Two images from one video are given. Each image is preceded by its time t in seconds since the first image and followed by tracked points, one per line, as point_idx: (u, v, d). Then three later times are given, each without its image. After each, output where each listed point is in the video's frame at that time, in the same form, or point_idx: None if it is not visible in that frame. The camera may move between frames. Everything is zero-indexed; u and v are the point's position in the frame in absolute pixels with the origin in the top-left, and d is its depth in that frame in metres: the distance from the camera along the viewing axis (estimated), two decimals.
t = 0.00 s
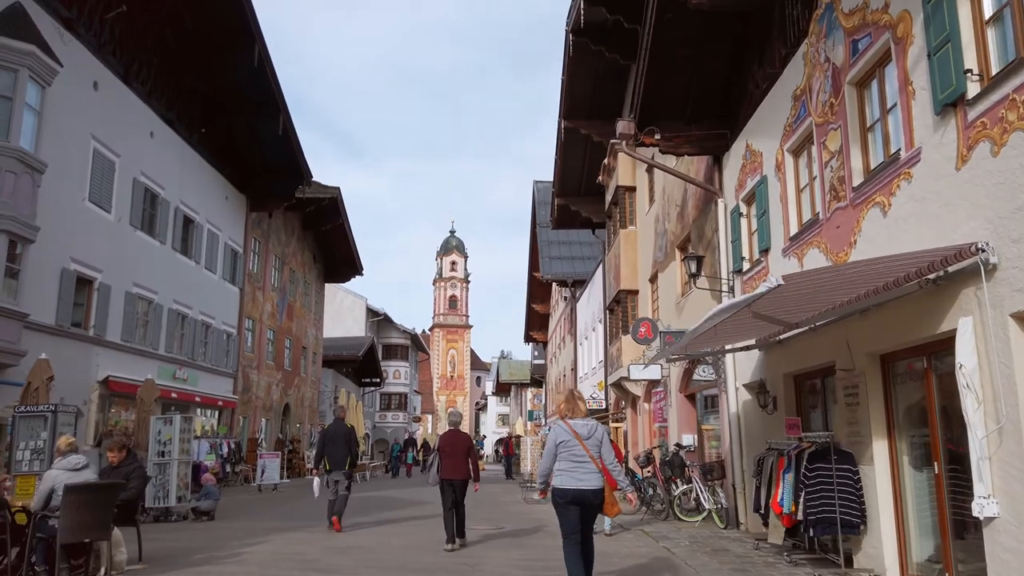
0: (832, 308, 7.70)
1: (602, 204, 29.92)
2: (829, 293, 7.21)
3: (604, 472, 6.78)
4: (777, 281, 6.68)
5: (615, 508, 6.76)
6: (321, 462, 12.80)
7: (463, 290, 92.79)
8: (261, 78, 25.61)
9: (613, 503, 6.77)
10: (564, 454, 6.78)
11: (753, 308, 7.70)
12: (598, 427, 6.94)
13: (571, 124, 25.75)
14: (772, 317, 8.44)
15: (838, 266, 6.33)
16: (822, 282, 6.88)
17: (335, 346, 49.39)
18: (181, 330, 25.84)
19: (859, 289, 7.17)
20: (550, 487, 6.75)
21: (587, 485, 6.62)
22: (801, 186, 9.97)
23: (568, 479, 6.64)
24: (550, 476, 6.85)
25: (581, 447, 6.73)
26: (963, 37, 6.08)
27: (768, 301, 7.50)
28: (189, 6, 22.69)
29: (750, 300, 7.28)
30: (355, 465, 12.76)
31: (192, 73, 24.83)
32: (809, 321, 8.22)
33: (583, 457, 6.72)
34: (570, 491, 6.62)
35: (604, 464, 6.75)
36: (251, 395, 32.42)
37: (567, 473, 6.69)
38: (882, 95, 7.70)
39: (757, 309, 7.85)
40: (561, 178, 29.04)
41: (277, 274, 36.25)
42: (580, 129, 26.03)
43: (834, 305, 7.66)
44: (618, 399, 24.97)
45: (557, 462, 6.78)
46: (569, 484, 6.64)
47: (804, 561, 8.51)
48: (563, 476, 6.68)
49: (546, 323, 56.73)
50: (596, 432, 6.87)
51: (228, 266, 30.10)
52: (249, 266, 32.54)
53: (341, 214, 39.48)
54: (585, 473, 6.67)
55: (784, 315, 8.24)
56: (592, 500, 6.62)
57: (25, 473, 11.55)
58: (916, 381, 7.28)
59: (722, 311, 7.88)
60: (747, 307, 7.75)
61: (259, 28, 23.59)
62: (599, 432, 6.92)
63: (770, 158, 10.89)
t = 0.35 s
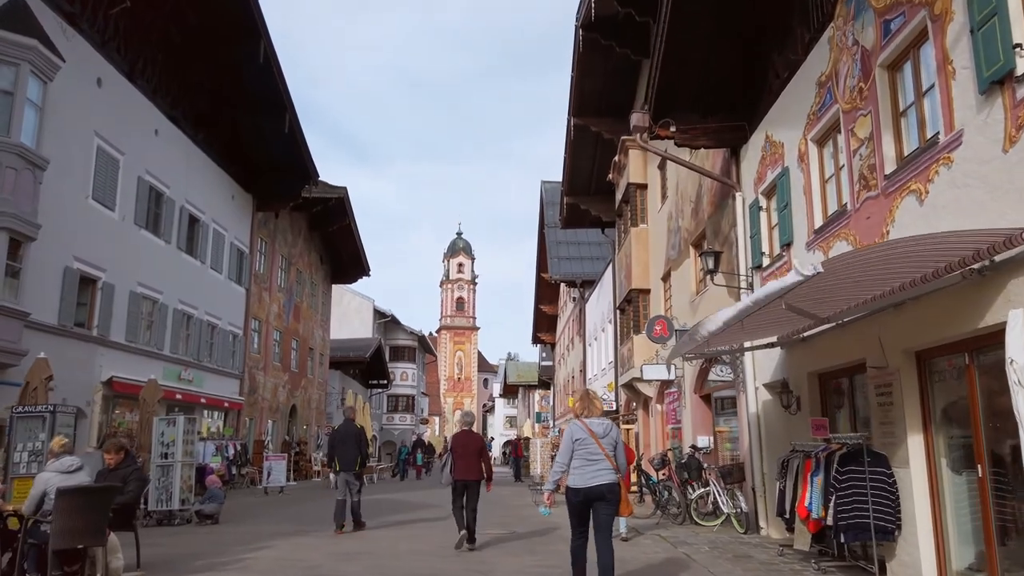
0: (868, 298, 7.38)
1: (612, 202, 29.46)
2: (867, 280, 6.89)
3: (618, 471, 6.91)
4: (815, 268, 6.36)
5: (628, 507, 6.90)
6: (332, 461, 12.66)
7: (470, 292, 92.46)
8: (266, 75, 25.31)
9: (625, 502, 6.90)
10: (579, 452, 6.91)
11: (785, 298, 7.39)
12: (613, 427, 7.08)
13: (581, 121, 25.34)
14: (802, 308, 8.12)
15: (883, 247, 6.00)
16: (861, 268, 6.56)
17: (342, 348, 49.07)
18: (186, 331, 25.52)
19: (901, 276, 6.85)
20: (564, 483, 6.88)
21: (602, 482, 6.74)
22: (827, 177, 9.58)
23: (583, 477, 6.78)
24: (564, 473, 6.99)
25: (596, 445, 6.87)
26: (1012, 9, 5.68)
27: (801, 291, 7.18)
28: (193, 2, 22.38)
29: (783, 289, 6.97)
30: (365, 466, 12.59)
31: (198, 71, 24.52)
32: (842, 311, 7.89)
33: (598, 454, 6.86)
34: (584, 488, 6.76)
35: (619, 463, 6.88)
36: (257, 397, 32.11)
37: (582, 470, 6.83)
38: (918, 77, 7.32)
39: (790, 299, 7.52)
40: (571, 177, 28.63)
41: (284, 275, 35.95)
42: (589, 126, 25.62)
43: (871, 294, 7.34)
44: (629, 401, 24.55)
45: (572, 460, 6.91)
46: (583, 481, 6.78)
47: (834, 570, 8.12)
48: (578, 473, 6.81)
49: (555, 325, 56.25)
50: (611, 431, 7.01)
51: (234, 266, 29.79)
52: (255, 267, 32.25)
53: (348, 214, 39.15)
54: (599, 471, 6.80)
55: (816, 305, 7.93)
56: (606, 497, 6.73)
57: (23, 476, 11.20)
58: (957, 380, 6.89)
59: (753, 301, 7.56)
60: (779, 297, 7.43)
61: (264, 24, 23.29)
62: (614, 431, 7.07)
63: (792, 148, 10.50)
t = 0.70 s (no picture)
0: (909, 288, 6.97)
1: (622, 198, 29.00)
2: (909, 268, 6.48)
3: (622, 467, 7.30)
4: (858, 254, 5.95)
5: (632, 501, 7.27)
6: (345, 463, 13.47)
7: (477, 292, 92.14)
8: (271, 69, 24.96)
9: (630, 496, 7.27)
10: (584, 450, 7.31)
11: (821, 288, 6.98)
12: (615, 424, 7.50)
13: (590, 116, 24.90)
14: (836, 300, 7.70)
15: (932, 231, 5.60)
16: (905, 255, 6.15)
17: (349, 347, 48.74)
18: (191, 330, 25.17)
19: (946, 264, 6.43)
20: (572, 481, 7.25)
21: (607, 478, 7.12)
22: (856, 164, 9.19)
23: (589, 473, 7.15)
24: (571, 471, 7.36)
25: (601, 443, 7.27)
26: None
27: (838, 280, 6.77)
28: None
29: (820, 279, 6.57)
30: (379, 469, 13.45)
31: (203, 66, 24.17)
32: (879, 302, 7.48)
33: (603, 452, 7.25)
34: (591, 484, 7.12)
35: (623, 459, 7.28)
36: (263, 396, 31.79)
37: (588, 467, 7.21)
38: (959, 54, 6.88)
39: (824, 290, 7.11)
40: (580, 173, 28.17)
41: (290, 273, 35.62)
42: (599, 121, 25.17)
43: (912, 283, 6.93)
44: (640, 400, 24.11)
45: (578, 457, 7.31)
46: (590, 477, 7.14)
47: None
48: (584, 470, 7.19)
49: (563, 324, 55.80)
50: (614, 429, 7.43)
51: (239, 264, 29.46)
52: (261, 265, 31.91)
53: (354, 212, 38.81)
54: (605, 467, 7.18)
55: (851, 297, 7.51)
56: (612, 492, 7.11)
57: (18, 476, 10.90)
58: (1002, 376, 6.49)
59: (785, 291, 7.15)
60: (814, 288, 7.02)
61: (268, 18, 22.94)
62: (615, 429, 7.49)
63: (817, 136, 10.07)
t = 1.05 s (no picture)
0: (949, 269, 6.52)
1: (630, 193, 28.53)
2: (952, 246, 6.03)
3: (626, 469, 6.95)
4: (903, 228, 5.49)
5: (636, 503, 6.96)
6: (353, 462, 13.17)
7: (483, 290, 91.79)
8: (274, 63, 24.58)
9: (633, 499, 6.96)
10: (587, 452, 6.95)
11: (855, 269, 6.52)
12: (619, 425, 7.11)
13: (598, 108, 24.45)
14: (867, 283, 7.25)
15: (990, 201, 5.13)
16: (951, 230, 5.70)
17: (354, 345, 48.39)
18: (193, 327, 24.81)
19: (989, 244, 6.00)
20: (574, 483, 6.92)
21: (611, 482, 6.79)
22: (881, 145, 8.76)
23: (593, 477, 6.82)
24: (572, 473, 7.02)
25: (603, 445, 6.90)
26: None
27: (874, 259, 6.32)
28: None
29: (856, 257, 6.11)
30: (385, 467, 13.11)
31: (205, 60, 23.80)
32: (914, 286, 7.03)
33: (606, 454, 6.89)
34: (593, 489, 6.79)
35: (626, 462, 6.92)
36: (267, 394, 31.43)
37: (591, 470, 6.86)
38: (998, 22, 6.44)
39: (859, 271, 6.65)
40: (587, 167, 27.73)
41: (295, 270, 35.27)
42: (607, 113, 24.73)
43: (953, 264, 6.48)
44: (649, 397, 23.66)
45: (580, 459, 6.95)
46: (592, 481, 6.81)
47: None
48: (587, 474, 6.84)
49: (569, 322, 55.39)
50: (618, 430, 7.03)
51: (242, 261, 29.11)
52: (265, 261, 31.55)
53: (359, 209, 38.46)
54: (608, 470, 6.84)
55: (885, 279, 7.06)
56: (615, 495, 6.81)
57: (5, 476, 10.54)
58: None
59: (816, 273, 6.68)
60: (848, 268, 6.56)
61: (271, 12, 22.52)
62: (620, 429, 7.10)
63: (838, 118, 9.63)
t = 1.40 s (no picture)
0: (997, 249, 6.01)
1: (639, 188, 28.06)
2: (1005, 224, 5.52)
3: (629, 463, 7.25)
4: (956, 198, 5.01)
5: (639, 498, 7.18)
6: (356, 460, 12.78)
7: (490, 289, 91.38)
8: (276, 56, 24.19)
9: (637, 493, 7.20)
10: (592, 445, 7.28)
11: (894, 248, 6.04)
12: (625, 421, 7.45)
13: (606, 101, 23.98)
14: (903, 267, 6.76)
15: None
16: (1004, 204, 5.20)
17: (360, 344, 48.03)
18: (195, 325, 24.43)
19: None
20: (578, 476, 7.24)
21: (613, 474, 7.07)
22: (909, 127, 8.27)
23: (595, 469, 7.13)
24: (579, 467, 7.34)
25: (608, 438, 7.23)
26: None
27: (914, 236, 5.84)
28: None
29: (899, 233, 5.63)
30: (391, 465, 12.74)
31: (206, 52, 23.42)
32: (955, 269, 6.54)
33: (610, 447, 7.20)
34: (597, 481, 7.10)
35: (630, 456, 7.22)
36: (271, 393, 31.05)
37: (595, 462, 7.18)
38: None
39: (898, 250, 6.17)
40: (595, 162, 27.25)
41: (299, 268, 34.88)
42: (615, 106, 24.27)
43: (1001, 244, 5.98)
44: (659, 395, 23.19)
45: (586, 452, 7.28)
46: (596, 473, 7.12)
47: None
48: (592, 465, 7.16)
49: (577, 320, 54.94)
50: (623, 425, 7.38)
51: (246, 258, 28.74)
52: (268, 259, 31.18)
53: (364, 206, 38.10)
54: (611, 463, 7.14)
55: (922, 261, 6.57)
56: (618, 488, 7.07)
57: None
58: None
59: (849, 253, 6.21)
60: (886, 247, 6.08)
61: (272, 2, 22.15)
62: (625, 425, 7.43)
63: (862, 99, 9.15)
